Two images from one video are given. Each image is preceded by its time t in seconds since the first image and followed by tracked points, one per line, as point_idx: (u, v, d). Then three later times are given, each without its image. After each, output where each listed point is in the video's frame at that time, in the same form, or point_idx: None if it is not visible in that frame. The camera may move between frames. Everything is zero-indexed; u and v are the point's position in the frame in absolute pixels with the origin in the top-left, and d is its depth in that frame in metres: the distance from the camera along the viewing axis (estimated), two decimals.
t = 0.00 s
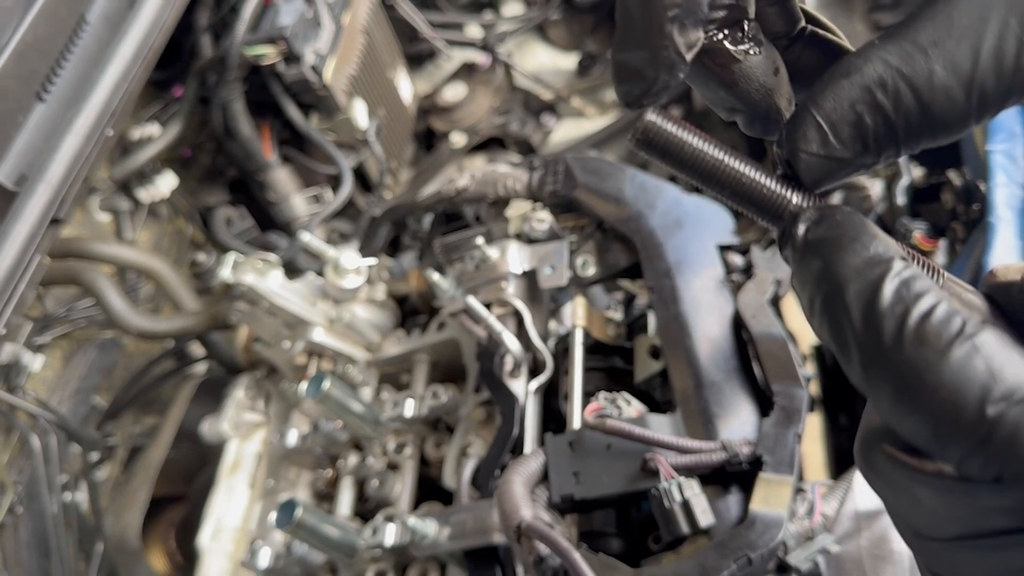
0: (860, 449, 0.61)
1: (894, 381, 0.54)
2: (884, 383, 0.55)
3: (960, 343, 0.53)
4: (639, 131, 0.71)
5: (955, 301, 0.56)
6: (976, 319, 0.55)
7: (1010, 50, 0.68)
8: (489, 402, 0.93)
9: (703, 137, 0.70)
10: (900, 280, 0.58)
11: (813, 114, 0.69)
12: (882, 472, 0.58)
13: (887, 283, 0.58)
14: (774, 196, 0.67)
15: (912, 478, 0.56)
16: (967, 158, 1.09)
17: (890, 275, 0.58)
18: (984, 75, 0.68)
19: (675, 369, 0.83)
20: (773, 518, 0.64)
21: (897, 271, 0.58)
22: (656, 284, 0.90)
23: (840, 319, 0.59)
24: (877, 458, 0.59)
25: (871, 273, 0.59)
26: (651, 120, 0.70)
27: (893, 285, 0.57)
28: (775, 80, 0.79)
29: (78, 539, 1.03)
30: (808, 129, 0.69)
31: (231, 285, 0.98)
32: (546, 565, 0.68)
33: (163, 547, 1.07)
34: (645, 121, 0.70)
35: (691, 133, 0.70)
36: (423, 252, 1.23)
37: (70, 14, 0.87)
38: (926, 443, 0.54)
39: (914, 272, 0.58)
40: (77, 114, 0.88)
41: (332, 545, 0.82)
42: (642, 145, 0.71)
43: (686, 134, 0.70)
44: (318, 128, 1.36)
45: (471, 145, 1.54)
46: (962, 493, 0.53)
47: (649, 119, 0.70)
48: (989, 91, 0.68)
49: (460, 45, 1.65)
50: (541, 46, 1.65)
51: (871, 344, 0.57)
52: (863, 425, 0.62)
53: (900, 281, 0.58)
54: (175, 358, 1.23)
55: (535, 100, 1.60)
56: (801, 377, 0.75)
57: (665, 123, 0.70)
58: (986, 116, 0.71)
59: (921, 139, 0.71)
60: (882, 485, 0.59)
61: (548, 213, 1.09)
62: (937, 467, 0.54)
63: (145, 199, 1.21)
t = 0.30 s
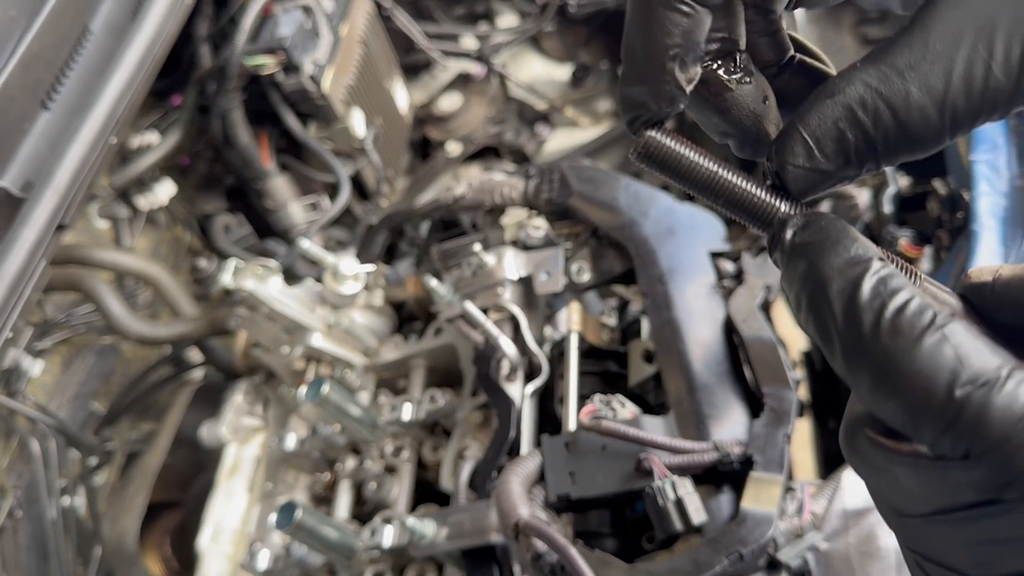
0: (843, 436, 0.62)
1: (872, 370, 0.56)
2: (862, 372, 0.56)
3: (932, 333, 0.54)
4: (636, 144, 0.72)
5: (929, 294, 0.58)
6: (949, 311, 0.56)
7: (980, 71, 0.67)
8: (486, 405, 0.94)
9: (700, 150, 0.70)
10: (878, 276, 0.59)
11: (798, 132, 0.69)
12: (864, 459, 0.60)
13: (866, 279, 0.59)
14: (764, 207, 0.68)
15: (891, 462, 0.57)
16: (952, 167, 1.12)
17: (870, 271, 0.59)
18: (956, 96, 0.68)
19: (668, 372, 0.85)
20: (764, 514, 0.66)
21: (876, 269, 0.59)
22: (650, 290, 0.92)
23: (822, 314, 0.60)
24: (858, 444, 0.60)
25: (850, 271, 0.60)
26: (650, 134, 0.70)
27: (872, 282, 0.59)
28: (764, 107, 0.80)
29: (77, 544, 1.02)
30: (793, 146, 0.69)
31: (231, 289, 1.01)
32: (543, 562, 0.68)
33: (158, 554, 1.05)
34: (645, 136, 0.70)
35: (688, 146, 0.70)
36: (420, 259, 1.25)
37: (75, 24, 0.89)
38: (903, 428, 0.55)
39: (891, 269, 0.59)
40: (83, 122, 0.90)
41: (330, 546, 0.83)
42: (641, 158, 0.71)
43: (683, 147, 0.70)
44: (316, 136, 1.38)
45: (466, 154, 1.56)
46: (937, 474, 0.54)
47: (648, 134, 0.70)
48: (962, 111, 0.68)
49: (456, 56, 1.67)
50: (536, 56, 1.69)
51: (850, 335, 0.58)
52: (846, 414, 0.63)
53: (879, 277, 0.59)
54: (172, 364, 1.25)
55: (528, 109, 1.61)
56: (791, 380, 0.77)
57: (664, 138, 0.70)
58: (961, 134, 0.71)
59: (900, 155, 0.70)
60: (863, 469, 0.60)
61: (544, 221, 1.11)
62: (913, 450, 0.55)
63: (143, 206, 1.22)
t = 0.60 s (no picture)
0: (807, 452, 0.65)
1: (827, 403, 0.58)
2: (817, 404, 0.59)
3: (879, 368, 0.57)
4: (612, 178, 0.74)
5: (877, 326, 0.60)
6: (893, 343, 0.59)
7: None
8: (475, 413, 0.95)
9: (671, 184, 0.72)
10: (830, 312, 0.60)
11: (900, 82, 0.79)
12: (827, 474, 0.63)
13: (818, 315, 0.60)
14: (736, 237, 0.69)
15: (852, 480, 0.60)
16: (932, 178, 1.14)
17: (822, 306, 0.61)
18: None
19: (653, 379, 0.86)
20: (748, 519, 0.67)
21: (829, 304, 0.61)
22: (636, 298, 0.94)
23: (779, 345, 0.63)
24: (821, 460, 0.63)
25: (802, 302, 0.61)
26: (623, 170, 0.72)
27: (825, 317, 0.60)
28: (867, 87, 0.80)
29: (65, 553, 1.02)
30: (895, 94, 0.79)
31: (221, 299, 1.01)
32: (530, 566, 0.69)
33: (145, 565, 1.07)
34: (619, 172, 0.72)
35: (661, 180, 0.72)
36: (409, 268, 1.26)
37: (66, 35, 0.90)
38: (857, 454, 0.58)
39: (842, 302, 0.61)
40: (75, 132, 0.90)
41: (320, 554, 0.83)
42: (618, 194, 0.73)
43: (654, 183, 0.71)
44: (306, 147, 1.38)
45: (455, 164, 1.58)
46: (890, 494, 0.58)
47: (622, 170, 0.72)
48: None
49: (445, 67, 1.68)
50: (524, 68, 1.70)
51: (805, 368, 0.60)
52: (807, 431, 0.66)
53: (831, 312, 0.60)
54: (161, 374, 1.23)
55: (517, 120, 1.64)
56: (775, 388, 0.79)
57: (636, 174, 0.72)
58: None
59: (997, 113, 0.78)
60: (825, 483, 0.64)
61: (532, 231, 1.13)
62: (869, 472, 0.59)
63: (133, 216, 1.21)
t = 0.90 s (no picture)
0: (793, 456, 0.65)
1: (813, 413, 0.58)
2: (803, 412, 0.59)
3: (863, 379, 0.57)
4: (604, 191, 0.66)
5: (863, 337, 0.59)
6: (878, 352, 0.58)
7: None
8: (462, 428, 0.96)
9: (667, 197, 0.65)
10: (818, 324, 0.59)
11: None
12: (813, 478, 0.63)
13: (807, 328, 0.59)
14: (733, 251, 0.64)
15: (840, 484, 0.60)
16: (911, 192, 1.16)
17: (811, 318, 0.59)
18: None
19: (639, 395, 0.87)
20: (732, 533, 0.68)
21: (817, 317, 0.59)
22: (622, 314, 0.95)
23: (767, 355, 0.62)
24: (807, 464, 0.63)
25: (789, 313, 0.60)
26: (619, 184, 0.64)
27: (813, 330, 0.59)
28: None
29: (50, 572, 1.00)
30: None
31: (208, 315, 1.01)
32: None
33: None
34: (613, 185, 0.64)
35: (657, 193, 0.64)
36: (397, 283, 1.26)
37: (54, 53, 0.90)
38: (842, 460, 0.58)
39: (830, 313, 0.60)
40: (63, 149, 0.91)
41: (308, 570, 0.83)
42: (613, 209, 0.64)
43: (651, 196, 0.64)
44: (294, 162, 1.39)
45: (442, 179, 1.58)
46: (874, 499, 0.58)
47: (618, 184, 0.64)
48: None
49: (432, 83, 1.69)
50: (510, 84, 1.73)
51: (793, 379, 0.59)
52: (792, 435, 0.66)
53: (818, 325, 0.59)
54: (148, 391, 1.25)
55: (504, 136, 1.65)
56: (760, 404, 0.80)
57: (632, 187, 0.64)
58: None
59: None
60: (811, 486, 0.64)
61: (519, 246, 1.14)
62: (853, 478, 0.59)
63: (121, 231, 1.21)
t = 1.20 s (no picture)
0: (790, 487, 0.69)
1: (784, 446, 0.63)
2: (777, 444, 0.64)
3: (826, 418, 0.61)
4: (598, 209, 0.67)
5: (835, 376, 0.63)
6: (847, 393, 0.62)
7: None
8: (445, 435, 0.96)
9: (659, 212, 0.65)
10: (791, 361, 0.64)
11: None
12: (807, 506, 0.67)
13: (780, 365, 0.64)
14: (721, 262, 0.66)
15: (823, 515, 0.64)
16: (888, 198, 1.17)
17: (784, 355, 0.64)
18: None
19: (620, 401, 0.87)
20: (711, 537, 0.68)
21: (791, 353, 0.64)
22: (603, 320, 0.95)
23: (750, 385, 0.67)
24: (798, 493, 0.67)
25: (766, 347, 0.65)
26: (610, 202, 0.65)
27: (785, 367, 0.64)
28: None
29: None
30: None
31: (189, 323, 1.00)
32: None
33: None
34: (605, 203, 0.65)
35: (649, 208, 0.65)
36: (380, 290, 1.26)
37: (35, 61, 0.90)
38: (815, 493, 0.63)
39: (807, 350, 0.64)
40: (43, 157, 0.90)
41: None
42: (607, 225, 0.65)
43: (643, 212, 0.64)
44: (276, 170, 1.39)
45: (426, 187, 1.58)
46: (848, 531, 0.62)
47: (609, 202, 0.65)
48: None
49: (415, 91, 1.69)
50: (493, 92, 1.74)
51: (769, 411, 0.65)
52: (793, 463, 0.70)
53: (791, 361, 0.64)
54: (130, 399, 1.22)
55: (488, 143, 1.67)
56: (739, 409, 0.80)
57: (624, 206, 0.64)
58: None
59: None
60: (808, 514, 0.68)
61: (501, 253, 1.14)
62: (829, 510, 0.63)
63: (102, 240, 1.21)
